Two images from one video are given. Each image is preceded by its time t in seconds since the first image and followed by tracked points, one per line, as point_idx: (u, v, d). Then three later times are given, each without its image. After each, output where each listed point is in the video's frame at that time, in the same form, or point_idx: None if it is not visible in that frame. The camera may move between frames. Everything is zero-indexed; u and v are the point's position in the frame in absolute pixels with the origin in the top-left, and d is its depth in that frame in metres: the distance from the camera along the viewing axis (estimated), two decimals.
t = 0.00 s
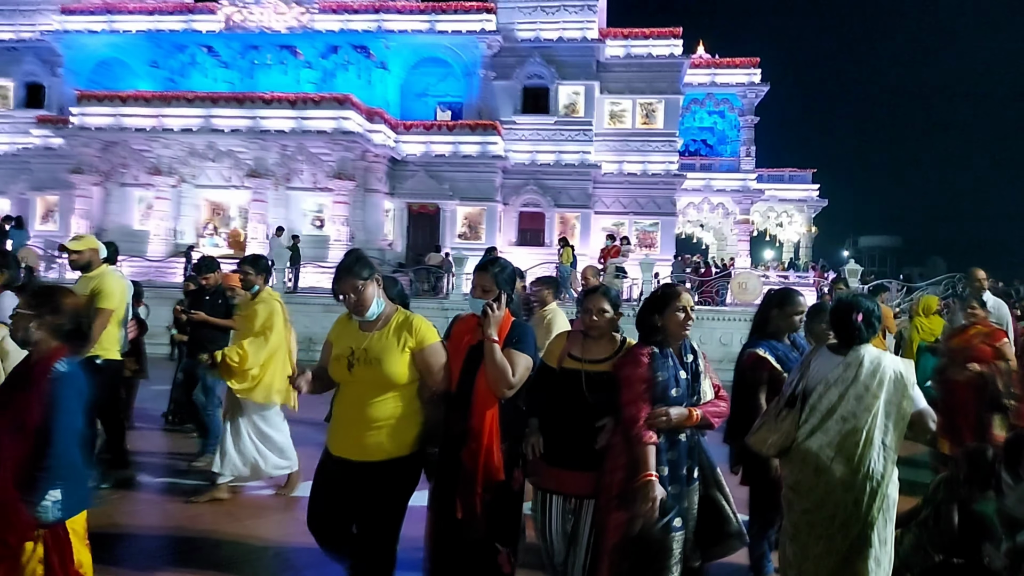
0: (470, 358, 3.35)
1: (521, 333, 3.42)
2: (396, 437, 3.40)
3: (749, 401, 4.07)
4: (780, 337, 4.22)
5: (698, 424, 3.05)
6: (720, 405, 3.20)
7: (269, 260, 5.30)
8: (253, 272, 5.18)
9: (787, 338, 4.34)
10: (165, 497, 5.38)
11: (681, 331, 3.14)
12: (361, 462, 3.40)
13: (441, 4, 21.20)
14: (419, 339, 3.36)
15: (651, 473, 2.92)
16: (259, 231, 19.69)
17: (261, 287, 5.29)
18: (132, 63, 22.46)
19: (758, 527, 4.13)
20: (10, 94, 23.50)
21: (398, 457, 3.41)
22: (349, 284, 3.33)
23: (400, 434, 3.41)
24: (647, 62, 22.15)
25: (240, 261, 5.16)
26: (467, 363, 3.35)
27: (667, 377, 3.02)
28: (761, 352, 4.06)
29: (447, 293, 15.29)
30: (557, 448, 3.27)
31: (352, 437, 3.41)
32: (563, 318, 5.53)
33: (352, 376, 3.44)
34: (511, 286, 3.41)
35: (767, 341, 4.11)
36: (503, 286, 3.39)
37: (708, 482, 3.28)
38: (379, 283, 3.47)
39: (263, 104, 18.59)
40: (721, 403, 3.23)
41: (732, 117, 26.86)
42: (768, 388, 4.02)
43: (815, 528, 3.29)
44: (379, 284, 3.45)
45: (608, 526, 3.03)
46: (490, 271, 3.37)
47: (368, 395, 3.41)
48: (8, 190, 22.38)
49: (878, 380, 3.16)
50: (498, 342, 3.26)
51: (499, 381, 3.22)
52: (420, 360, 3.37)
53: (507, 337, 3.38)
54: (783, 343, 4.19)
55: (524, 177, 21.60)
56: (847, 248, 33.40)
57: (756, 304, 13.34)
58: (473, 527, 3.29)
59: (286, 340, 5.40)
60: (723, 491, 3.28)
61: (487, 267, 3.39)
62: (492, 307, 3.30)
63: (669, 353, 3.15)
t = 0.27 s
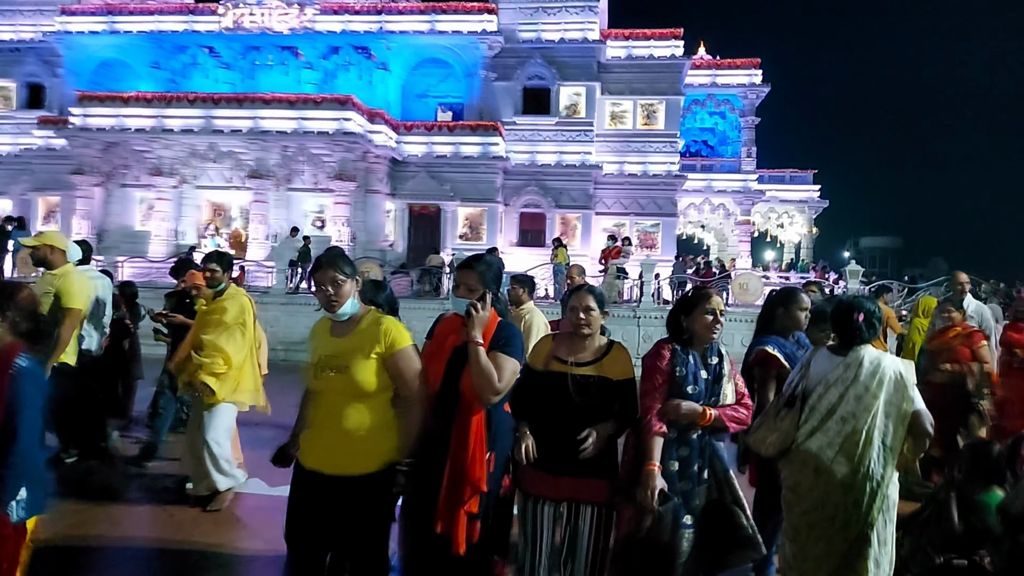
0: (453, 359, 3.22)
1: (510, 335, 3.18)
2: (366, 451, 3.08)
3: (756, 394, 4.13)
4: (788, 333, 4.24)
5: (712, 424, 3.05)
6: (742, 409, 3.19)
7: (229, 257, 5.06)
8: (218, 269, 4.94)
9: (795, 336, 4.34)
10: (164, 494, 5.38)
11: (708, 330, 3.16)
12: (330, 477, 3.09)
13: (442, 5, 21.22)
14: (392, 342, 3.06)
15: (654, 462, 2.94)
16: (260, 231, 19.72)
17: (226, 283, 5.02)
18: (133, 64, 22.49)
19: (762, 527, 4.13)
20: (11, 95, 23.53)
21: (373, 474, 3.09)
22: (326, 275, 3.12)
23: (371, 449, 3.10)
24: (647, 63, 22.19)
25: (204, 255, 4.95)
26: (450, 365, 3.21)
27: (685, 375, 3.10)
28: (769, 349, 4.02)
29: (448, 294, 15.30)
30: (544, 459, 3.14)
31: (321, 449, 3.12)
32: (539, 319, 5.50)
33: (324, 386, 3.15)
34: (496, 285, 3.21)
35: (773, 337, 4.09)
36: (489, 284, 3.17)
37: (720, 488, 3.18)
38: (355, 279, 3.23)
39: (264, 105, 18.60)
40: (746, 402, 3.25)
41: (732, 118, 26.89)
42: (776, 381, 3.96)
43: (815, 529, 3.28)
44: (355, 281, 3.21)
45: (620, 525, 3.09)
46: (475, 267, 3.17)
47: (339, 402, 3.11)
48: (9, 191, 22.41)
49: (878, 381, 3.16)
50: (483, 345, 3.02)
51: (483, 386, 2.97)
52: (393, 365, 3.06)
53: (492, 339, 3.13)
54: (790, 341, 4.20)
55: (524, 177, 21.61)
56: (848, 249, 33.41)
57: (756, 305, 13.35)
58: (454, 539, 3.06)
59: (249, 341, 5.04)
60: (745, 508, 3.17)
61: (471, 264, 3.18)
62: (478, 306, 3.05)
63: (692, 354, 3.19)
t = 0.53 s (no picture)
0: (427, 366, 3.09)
1: (486, 341, 3.11)
2: (327, 458, 2.97)
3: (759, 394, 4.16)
4: (790, 335, 4.25)
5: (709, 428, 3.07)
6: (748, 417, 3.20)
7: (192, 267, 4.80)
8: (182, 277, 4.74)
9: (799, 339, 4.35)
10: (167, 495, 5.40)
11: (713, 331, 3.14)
12: (281, 483, 2.98)
13: (443, 6, 21.23)
14: (349, 339, 2.94)
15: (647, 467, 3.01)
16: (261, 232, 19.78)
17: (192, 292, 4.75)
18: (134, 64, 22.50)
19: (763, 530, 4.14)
20: (12, 94, 23.54)
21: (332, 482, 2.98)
22: (291, 267, 3.04)
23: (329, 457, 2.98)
24: (648, 65, 22.20)
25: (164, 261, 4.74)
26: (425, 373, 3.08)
27: (684, 379, 3.13)
28: (774, 349, 4.02)
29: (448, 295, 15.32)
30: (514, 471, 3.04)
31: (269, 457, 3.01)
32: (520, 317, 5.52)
33: (277, 387, 3.01)
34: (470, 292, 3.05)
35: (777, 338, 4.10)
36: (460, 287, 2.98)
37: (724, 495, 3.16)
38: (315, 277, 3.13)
39: (264, 105, 18.60)
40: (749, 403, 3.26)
41: (733, 120, 26.90)
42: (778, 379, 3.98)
43: (813, 531, 3.28)
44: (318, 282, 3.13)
45: (621, 522, 3.12)
46: (439, 266, 3.00)
47: (295, 403, 2.98)
48: (10, 190, 22.44)
49: (876, 383, 3.16)
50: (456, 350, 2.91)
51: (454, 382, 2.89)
52: (350, 364, 2.95)
53: (467, 345, 3.08)
54: (793, 342, 4.20)
55: (525, 179, 21.62)
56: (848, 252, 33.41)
57: (756, 307, 13.35)
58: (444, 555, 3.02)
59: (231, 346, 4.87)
60: (745, 514, 3.18)
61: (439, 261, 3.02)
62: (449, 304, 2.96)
63: (692, 357, 3.21)
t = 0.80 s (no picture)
0: (388, 366, 2.82)
1: (448, 338, 2.83)
2: (291, 461, 2.81)
3: (759, 395, 4.18)
4: (791, 341, 4.26)
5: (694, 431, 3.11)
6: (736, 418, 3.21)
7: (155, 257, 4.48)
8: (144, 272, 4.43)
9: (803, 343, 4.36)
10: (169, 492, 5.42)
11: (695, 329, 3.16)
12: (244, 489, 2.84)
13: (448, 6, 21.25)
14: (321, 340, 2.80)
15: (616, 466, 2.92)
16: (262, 229, 19.69)
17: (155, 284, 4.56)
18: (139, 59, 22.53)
19: (759, 534, 4.16)
20: (17, 88, 23.59)
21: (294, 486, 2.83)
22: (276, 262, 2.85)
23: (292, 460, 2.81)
24: (652, 67, 22.19)
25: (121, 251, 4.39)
26: (385, 369, 2.82)
27: (667, 384, 3.15)
28: (776, 350, 4.04)
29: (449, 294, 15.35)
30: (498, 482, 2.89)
31: (226, 461, 2.85)
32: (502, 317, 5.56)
33: (236, 389, 2.80)
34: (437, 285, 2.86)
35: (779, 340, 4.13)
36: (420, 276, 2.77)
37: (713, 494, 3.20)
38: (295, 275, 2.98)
39: (267, 102, 18.61)
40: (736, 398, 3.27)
41: (736, 124, 26.89)
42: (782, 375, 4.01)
43: (809, 535, 3.29)
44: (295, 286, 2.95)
45: (609, 527, 3.17)
46: (400, 257, 2.81)
47: (258, 409, 2.80)
48: (13, 184, 22.50)
49: (875, 388, 3.17)
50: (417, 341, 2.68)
51: (414, 381, 2.64)
52: (321, 368, 2.79)
53: (430, 338, 2.81)
54: (795, 347, 4.19)
55: (527, 179, 21.63)
56: (850, 257, 33.40)
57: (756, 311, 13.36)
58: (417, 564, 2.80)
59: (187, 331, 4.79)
60: (734, 517, 3.18)
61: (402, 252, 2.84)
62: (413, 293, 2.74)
63: (675, 360, 3.24)
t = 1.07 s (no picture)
0: (360, 368, 2.74)
1: (426, 336, 2.74)
2: (262, 475, 2.64)
3: (757, 394, 4.18)
4: (789, 343, 4.25)
5: (672, 435, 3.12)
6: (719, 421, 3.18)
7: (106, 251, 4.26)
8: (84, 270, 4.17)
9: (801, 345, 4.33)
10: (168, 491, 5.42)
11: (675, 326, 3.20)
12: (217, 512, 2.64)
13: (449, 5, 21.25)
14: (304, 350, 2.64)
15: (620, 487, 2.77)
16: (263, 228, 19.61)
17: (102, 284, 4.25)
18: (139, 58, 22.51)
19: (758, 537, 4.14)
20: (18, 87, 23.57)
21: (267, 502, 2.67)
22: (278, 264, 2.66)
23: (266, 472, 2.65)
24: (653, 67, 22.17)
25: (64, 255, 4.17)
26: (360, 371, 2.74)
27: (645, 388, 3.20)
28: (773, 351, 4.03)
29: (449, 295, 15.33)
30: (482, 496, 2.82)
31: (191, 472, 2.66)
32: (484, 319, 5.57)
33: (206, 401, 2.62)
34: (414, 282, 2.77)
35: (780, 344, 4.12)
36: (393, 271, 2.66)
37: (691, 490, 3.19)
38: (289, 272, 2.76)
39: (268, 101, 18.59)
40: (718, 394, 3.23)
41: (737, 124, 26.87)
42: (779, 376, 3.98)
43: (811, 537, 3.27)
44: (289, 291, 2.71)
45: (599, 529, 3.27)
46: (373, 255, 2.70)
47: (228, 424, 2.62)
48: (14, 182, 22.49)
49: (876, 389, 3.16)
50: (391, 343, 2.54)
51: (385, 394, 2.51)
52: (303, 380, 2.63)
53: (404, 340, 2.72)
54: (794, 350, 4.17)
55: (528, 179, 21.61)
56: (850, 258, 33.37)
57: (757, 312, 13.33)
58: None
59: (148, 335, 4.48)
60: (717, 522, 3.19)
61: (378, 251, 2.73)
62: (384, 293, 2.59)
63: (655, 360, 3.27)
